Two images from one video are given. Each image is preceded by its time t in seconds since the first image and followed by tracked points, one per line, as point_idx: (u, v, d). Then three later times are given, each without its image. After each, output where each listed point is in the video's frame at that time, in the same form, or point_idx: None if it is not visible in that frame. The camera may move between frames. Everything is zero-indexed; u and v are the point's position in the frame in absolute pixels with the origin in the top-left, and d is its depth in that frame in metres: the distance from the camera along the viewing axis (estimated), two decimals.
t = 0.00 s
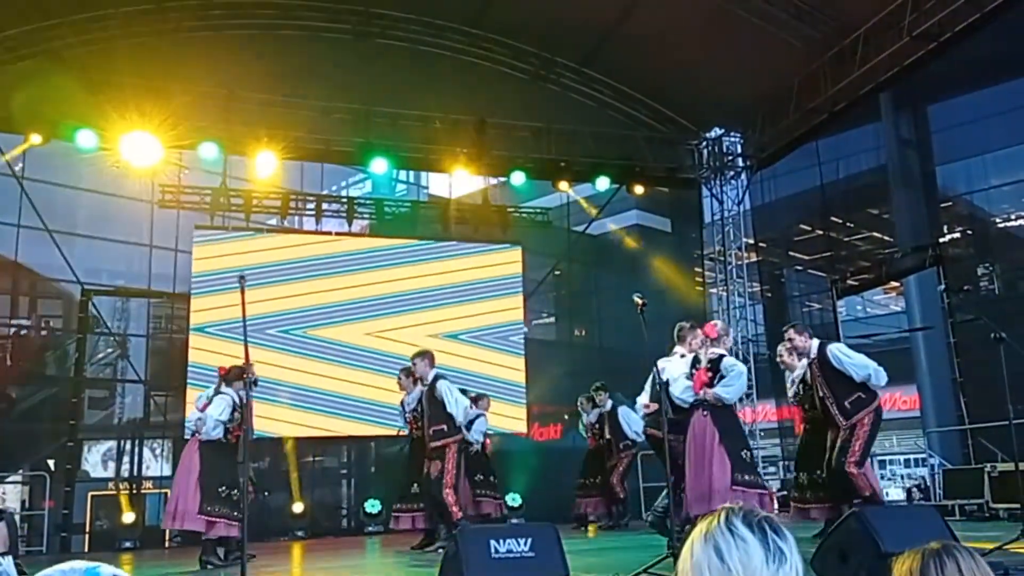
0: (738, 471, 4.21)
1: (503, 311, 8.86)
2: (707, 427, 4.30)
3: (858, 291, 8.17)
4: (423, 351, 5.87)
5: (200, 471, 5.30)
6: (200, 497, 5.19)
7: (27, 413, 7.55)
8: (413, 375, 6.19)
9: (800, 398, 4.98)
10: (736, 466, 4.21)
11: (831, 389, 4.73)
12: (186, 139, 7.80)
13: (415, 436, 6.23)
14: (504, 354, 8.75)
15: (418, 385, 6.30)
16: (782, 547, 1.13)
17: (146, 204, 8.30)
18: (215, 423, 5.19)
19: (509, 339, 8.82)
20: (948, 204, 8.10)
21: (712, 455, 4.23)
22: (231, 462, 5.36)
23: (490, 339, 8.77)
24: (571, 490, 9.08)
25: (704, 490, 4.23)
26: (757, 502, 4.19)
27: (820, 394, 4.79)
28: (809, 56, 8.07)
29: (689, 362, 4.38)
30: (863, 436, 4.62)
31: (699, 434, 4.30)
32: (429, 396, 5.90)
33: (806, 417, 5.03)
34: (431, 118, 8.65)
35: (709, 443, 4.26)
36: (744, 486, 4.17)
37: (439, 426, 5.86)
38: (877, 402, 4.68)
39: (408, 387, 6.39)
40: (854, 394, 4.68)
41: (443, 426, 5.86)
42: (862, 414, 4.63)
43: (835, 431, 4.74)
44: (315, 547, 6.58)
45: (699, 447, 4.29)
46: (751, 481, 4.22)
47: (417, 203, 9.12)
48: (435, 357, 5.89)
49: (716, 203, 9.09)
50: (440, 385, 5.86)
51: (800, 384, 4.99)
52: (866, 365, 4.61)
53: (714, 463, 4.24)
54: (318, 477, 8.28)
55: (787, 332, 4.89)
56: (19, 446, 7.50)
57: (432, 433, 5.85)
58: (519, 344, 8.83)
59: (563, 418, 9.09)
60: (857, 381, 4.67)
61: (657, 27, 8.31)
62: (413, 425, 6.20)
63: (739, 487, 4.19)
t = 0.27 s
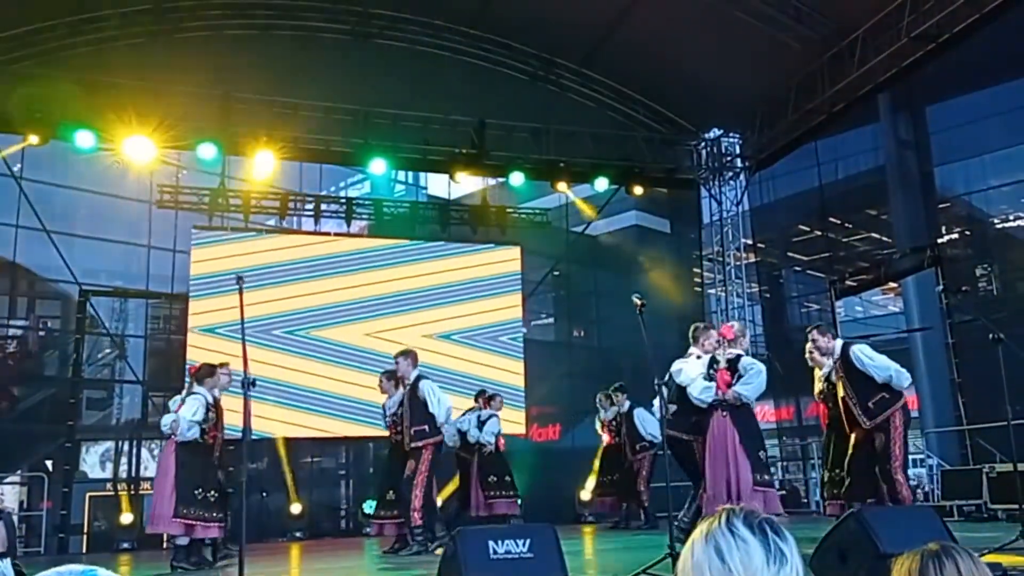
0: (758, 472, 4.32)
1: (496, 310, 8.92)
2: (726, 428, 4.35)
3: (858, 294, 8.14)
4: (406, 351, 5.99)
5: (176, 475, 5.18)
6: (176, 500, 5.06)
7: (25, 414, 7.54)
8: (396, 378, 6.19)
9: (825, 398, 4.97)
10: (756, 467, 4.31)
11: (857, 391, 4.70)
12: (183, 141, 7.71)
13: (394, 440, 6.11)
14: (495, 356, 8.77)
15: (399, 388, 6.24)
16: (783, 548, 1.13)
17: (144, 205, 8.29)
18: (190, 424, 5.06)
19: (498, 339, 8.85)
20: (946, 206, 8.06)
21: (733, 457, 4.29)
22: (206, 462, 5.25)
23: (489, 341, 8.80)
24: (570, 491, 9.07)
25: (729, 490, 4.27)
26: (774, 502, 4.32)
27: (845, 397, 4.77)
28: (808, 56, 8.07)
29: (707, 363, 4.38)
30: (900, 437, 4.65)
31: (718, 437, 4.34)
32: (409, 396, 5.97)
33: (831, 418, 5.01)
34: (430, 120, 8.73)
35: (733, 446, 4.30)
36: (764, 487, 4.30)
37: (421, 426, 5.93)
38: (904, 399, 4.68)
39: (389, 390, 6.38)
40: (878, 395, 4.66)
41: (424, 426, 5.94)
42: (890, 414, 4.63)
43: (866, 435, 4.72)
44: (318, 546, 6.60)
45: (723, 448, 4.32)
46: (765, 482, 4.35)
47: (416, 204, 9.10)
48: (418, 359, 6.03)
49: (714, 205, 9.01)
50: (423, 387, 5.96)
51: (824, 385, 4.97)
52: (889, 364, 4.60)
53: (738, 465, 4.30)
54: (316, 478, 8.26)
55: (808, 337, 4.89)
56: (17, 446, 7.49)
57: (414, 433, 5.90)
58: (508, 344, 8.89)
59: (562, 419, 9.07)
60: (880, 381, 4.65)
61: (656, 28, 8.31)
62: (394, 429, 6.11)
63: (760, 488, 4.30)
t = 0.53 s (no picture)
0: (777, 471, 4.36)
1: (489, 309, 8.86)
2: (742, 428, 4.36)
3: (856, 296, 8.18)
4: (388, 350, 5.93)
5: (151, 477, 5.02)
6: (153, 501, 4.92)
7: (22, 415, 7.52)
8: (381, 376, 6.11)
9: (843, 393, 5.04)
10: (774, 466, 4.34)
11: (868, 385, 4.76)
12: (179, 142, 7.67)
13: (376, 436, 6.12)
14: (485, 357, 8.72)
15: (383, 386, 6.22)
16: (779, 550, 1.13)
17: (141, 206, 8.29)
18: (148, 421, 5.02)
19: (489, 340, 8.78)
20: (943, 207, 8.07)
21: (750, 457, 4.32)
22: (183, 460, 5.08)
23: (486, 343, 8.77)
24: (569, 492, 9.07)
25: (746, 490, 4.30)
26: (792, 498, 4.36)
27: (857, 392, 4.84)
28: (805, 58, 8.08)
29: (719, 363, 4.36)
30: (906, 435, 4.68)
31: (734, 436, 4.35)
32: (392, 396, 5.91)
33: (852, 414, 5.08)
34: (427, 121, 8.75)
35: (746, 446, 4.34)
36: (783, 485, 4.33)
37: (402, 425, 5.87)
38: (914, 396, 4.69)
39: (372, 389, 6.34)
40: (886, 390, 4.71)
41: (405, 425, 5.87)
42: (896, 409, 4.67)
43: (877, 430, 4.77)
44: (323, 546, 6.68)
45: (737, 448, 4.34)
46: (784, 479, 4.38)
47: (414, 205, 9.10)
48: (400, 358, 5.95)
49: (711, 205, 9.05)
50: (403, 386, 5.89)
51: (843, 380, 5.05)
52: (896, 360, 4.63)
53: (753, 464, 4.33)
54: (314, 479, 8.26)
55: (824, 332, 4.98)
56: (15, 447, 7.48)
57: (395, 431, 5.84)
58: (498, 345, 8.80)
59: (560, 421, 9.06)
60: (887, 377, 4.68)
61: (654, 29, 8.32)
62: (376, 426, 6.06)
63: (778, 486, 4.33)
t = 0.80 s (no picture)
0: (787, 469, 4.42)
1: (480, 308, 8.85)
2: (755, 428, 4.48)
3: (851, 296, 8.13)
4: (368, 353, 5.88)
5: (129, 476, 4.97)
6: (130, 501, 4.85)
7: (17, 416, 7.50)
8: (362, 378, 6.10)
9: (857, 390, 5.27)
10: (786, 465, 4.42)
11: (856, 384, 4.99)
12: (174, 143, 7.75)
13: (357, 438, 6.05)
14: (475, 358, 8.70)
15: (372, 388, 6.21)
16: (774, 552, 1.13)
17: (137, 206, 8.27)
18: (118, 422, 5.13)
19: (479, 340, 8.77)
20: (939, 207, 8.02)
21: (762, 455, 4.42)
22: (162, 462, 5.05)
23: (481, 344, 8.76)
24: (566, 493, 9.05)
25: (759, 488, 4.39)
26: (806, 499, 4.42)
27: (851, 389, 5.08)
28: (802, 59, 8.09)
29: (728, 364, 4.50)
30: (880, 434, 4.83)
31: (747, 436, 4.47)
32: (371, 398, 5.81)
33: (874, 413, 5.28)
34: (425, 121, 8.73)
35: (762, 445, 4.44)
36: (794, 484, 4.40)
37: (379, 427, 5.77)
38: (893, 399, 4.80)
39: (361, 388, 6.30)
40: (868, 390, 4.89)
41: (382, 427, 5.77)
42: (872, 408, 4.86)
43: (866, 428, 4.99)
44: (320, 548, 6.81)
45: (750, 447, 4.46)
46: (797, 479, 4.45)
47: (410, 206, 9.12)
48: (381, 361, 5.93)
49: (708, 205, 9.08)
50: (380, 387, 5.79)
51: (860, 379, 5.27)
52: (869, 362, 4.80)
53: (766, 463, 4.43)
54: (311, 480, 8.25)
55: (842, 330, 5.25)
56: (10, 448, 7.46)
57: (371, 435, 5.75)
58: (487, 345, 8.79)
59: (556, 421, 9.07)
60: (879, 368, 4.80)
61: (651, 30, 8.32)
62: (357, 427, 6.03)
63: (791, 485, 4.40)
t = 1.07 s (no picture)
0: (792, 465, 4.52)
1: (475, 308, 8.81)
2: (759, 425, 4.53)
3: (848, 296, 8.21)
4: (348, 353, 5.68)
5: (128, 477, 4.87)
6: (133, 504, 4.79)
7: (15, 417, 7.49)
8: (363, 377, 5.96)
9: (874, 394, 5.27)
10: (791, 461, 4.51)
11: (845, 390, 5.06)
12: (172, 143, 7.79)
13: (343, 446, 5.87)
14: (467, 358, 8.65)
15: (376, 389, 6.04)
16: (773, 554, 1.13)
17: (136, 206, 8.27)
18: (97, 422, 5.02)
19: (474, 341, 8.71)
20: (937, 207, 8.02)
21: (771, 452, 4.46)
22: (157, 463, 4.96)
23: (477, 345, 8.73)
24: (564, 494, 9.04)
25: (772, 486, 4.43)
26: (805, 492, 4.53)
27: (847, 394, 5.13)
28: (800, 59, 8.09)
29: (724, 366, 4.56)
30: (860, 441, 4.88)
31: (754, 434, 4.50)
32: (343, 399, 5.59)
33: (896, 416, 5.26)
34: (424, 120, 8.74)
35: (767, 442, 4.48)
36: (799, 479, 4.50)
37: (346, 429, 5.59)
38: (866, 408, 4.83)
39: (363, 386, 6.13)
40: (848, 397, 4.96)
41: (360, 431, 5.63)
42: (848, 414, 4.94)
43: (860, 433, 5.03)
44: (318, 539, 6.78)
45: (760, 444, 4.48)
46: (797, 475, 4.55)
47: (409, 207, 9.10)
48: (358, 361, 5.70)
49: (706, 205, 9.25)
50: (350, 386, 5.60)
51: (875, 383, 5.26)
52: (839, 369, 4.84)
53: (775, 459, 4.48)
54: (309, 480, 8.24)
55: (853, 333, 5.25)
56: (8, 449, 7.44)
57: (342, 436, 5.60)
58: (483, 346, 8.74)
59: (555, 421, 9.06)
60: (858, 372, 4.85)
61: (649, 31, 8.33)
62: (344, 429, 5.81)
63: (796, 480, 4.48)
